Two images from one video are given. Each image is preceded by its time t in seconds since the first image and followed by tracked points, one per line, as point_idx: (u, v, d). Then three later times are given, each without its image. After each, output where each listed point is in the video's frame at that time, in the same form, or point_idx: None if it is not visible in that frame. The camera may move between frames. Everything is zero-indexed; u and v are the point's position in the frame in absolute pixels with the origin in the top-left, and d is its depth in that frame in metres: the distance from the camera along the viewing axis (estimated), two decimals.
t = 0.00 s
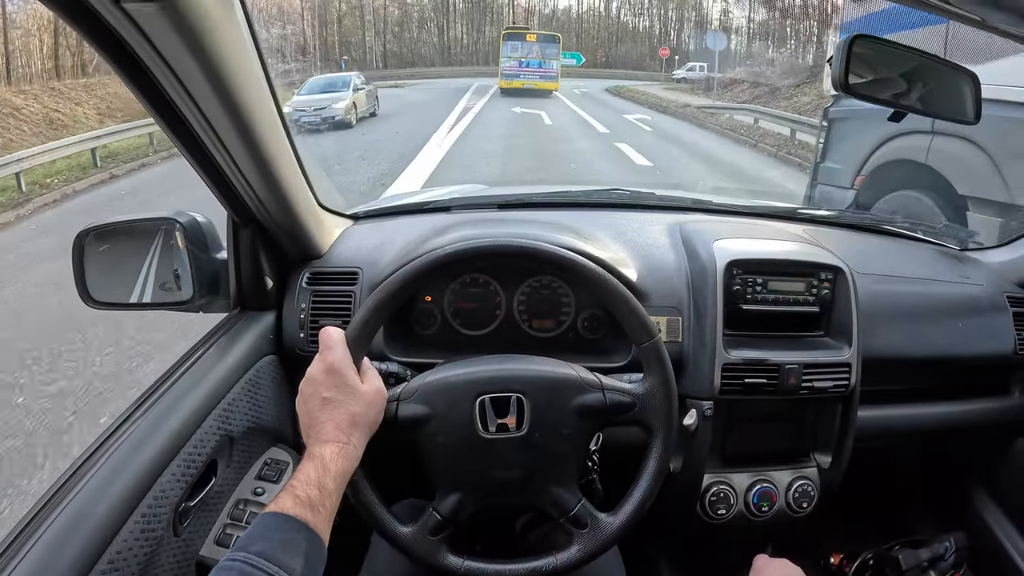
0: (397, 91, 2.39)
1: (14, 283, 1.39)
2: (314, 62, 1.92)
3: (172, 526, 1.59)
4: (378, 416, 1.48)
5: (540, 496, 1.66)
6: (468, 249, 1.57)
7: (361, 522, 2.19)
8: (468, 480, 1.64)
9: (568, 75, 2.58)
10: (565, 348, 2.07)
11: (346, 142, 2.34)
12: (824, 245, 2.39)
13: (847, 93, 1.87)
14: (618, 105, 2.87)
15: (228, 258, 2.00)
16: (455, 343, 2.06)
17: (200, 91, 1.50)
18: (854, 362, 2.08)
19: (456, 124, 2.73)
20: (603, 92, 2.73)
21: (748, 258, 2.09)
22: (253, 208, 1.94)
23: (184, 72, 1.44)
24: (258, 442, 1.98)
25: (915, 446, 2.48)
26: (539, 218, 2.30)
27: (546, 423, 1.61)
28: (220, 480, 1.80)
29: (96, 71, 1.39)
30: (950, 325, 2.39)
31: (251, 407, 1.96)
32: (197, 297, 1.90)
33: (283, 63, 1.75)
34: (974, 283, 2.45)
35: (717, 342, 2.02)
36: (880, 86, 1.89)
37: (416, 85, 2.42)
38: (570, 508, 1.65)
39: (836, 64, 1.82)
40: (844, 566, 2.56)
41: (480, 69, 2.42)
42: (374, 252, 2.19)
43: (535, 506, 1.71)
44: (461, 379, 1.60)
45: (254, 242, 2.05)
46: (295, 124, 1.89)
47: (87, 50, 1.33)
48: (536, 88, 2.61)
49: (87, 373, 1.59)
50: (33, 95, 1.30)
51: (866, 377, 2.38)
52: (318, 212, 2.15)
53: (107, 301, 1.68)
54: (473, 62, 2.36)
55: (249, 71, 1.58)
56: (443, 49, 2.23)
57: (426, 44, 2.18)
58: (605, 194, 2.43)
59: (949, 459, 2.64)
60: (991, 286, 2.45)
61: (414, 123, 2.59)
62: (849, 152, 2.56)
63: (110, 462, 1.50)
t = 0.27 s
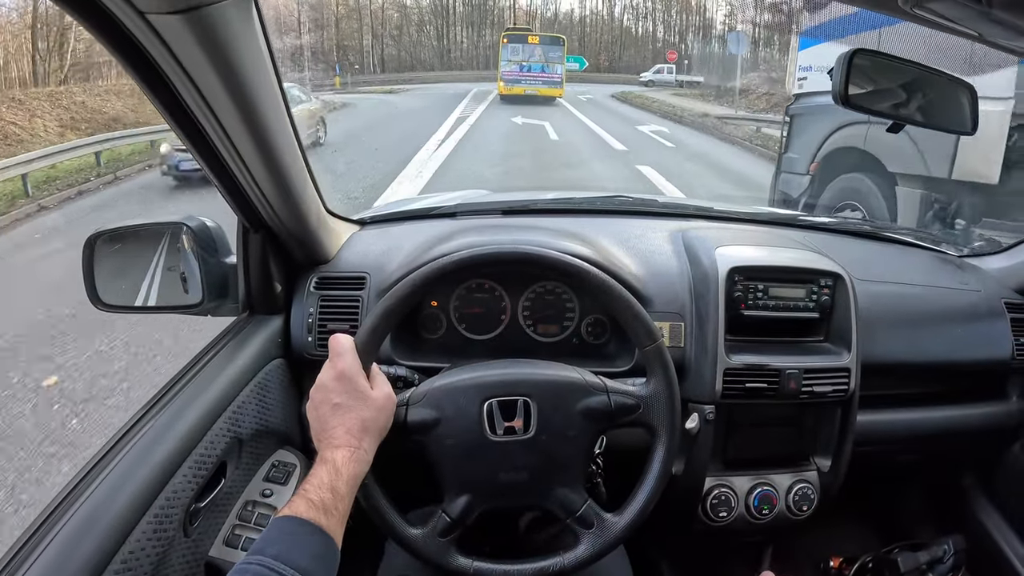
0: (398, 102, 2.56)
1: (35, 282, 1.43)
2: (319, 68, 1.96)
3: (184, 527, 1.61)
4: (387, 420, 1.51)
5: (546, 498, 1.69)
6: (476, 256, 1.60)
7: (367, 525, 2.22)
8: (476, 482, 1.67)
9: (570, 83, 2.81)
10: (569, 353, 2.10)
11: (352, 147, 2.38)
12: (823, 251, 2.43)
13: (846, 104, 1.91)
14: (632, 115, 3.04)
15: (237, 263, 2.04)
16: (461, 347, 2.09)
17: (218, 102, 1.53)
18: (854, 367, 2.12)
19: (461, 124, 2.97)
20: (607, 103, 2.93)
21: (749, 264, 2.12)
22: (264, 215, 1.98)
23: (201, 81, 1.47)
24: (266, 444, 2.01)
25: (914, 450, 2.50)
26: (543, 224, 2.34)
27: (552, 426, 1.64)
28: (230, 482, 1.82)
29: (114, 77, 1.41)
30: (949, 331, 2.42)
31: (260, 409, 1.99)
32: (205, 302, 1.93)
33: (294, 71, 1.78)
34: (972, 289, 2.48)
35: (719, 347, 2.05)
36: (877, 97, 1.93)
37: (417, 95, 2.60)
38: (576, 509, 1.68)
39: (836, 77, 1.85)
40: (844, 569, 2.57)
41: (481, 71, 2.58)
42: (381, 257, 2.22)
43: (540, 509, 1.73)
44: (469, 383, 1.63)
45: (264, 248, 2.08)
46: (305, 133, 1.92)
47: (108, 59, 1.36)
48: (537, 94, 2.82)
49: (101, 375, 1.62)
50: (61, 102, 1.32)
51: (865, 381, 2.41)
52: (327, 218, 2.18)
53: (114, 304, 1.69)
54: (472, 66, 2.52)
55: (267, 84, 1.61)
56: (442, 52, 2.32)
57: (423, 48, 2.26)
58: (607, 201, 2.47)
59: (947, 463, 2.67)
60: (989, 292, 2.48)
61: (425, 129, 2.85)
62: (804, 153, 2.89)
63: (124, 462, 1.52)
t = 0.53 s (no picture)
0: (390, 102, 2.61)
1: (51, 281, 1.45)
2: (323, 72, 1.98)
3: (187, 526, 1.62)
4: (390, 421, 1.53)
5: (546, 499, 1.71)
6: (478, 259, 1.62)
7: (368, 525, 2.23)
8: (477, 483, 1.69)
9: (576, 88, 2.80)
10: (569, 355, 2.12)
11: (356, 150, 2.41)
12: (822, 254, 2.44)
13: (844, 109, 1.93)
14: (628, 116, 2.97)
15: (241, 265, 2.05)
16: (462, 349, 2.10)
17: (226, 105, 1.55)
18: (852, 369, 2.13)
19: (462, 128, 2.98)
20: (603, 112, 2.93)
21: (749, 268, 2.14)
22: (269, 218, 1.99)
23: (210, 85, 1.49)
24: (269, 445, 2.02)
25: (913, 451, 2.51)
26: (544, 227, 2.35)
27: (553, 427, 1.65)
28: (232, 482, 1.84)
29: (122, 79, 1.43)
30: (948, 334, 2.43)
31: (262, 410, 2.00)
32: (208, 303, 1.97)
33: (298, 75, 1.80)
34: (971, 292, 2.50)
35: (719, 350, 2.06)
36: (875, 101, 1.95)
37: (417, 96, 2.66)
38: (576, 509, 1.69)
39: (833, 83, 1.87)
40: (842, 570, 2.57)
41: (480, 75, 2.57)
42: (383, 259, 2.24)
43: (541, 509, 1.75)
44: (470, 384, 1.64)
45: (267, 250, 2.10)
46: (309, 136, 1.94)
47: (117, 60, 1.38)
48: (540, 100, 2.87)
49: (106, 376, 1.63)
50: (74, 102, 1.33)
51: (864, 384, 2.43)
52: (330, 221, 2.20)
53: (115, 306, 1.71)
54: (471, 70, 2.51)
55: (274, 89, 1.63)
56: (441, 56, 2.35)
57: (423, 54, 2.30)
58: (608, 205, 2.49)
59: (946, 465, 2.68)
60: (988, 295, 2.50)
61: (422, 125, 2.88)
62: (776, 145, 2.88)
63: (129, 461, 1.54)
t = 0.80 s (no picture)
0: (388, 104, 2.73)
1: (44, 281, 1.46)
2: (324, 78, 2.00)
3: (187, 526, 1.64)
4: (388, 423, 1.54)
5: (543, 501, 1.72)
6: (476, 263, 1.64)
7: (368, 528, 2.24)
8: (474, 485, 1.70)
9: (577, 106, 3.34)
10: (568, 359, 2.14)
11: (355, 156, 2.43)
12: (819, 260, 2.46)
13: (837, 114, 1.94)
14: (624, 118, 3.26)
15: (242, 267, 2.07)
16: (461, 353, 2.12)
17: (228, 111, 1.57)
18: (848, 374, 2.14)
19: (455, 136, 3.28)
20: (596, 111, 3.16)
21: (746, 272, 2.16)
22: (270, 221, 2.01)
23: (214, 92, 1.51)
24: (269, 446, 2.04)
25: (910, 456, 2.53)
26: (543, 232, 2.37)
27: (550, 430, 1.67)
28: (232, 483, 1.85)
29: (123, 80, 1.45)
30: (944, 339, 2.45)
31: (263, 412, 2.02)
32: (210, 306, 1.98)
33: (300, 81, 1.82)
34: (967, 297, 2.51)
35: (715, 354, 2.08)
36: (870, 107, 1.96)
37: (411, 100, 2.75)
38: (573, 511, 1.71)
39: (828, 89, 1.88)
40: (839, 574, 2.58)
41: (480, 78, 2.67)
42: (383, 263, 2.26)
43: (538, 511, 1.76)
44: (468, 387, 1.66)
45: (269, 253, 2.12)
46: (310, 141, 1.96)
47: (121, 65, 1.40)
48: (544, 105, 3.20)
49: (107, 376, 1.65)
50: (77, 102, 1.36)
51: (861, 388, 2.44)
52: (330, 224, 2.22)
53: (117, 308, 1.72)
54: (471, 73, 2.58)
55: (275, 95, 1.65)
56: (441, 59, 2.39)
57: (419, 54, 2.35)
58: (607, 210, 2.51)
59: (944, 469, 2.69)
60: (985, 300, 2.51)
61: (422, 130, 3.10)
62: (752, 146, 3.27)
63: (129, 461, 1.55)
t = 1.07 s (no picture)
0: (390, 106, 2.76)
1: (36, 282, 1.45)
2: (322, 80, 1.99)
3: (181, 531, 1.62)
4: (383, 428, 1.52)
5: (541, 507, 1.69)
6: (474, 266, 1.62)
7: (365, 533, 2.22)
8: (471, 491, 1.68)
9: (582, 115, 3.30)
10: (566, 364, 2.11)
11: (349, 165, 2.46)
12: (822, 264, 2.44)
13: (841, 117, 1.91)
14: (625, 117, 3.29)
15: (239, 269, 2.06)
16: (459, 357, 2.10)
17: (223, 111, 1.55)
18: (851, 379, 2.12)
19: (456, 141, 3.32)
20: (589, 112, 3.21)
21: (748, 277, 2.13)
22: (266, 223, 1.99)
23: (207, 92, 1.49)
24: (264, 451, 2.02)
25: (912, 462, 2.50)
26: (542, 235, 2.35)
27: (548, 436, 1.65)
28: (227, 487, 1.83)
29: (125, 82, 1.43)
30: (947, 344, 2.42)
31: (258, 415, 2.00)
32: (206, 308, 1.96)
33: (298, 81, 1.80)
34: (970, 302, 2.49)
35: (716, 359, 2.06)
36: (872, 109, 1.94)
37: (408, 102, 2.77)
38: (571, 518, 1.68)
39: (831, 89, 1.86)
40: None
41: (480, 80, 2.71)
42: (381, 266, 2.24)
43: (536, 518, 1.74)
44: (466, 392, 1.64)
45: (265, 255, 2.10)
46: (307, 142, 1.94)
47: (117, 65, 1.38)
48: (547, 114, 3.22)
49: (101, 379, 1.63)
50: (79, 102, 1.34)
51: (863, 394, 2.42)
52: (328, 227, 2.20)
53: (114, 309, 1.71)
54: (472, 76, 2.65)
55: (271, 94, 1.63)
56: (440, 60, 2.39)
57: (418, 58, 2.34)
58: (607, 214, 2.49)
59: (946, 475, 2.67)
60: (988, 305, 2.49)
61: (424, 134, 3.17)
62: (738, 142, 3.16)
63: (122, 466, 1.53)
